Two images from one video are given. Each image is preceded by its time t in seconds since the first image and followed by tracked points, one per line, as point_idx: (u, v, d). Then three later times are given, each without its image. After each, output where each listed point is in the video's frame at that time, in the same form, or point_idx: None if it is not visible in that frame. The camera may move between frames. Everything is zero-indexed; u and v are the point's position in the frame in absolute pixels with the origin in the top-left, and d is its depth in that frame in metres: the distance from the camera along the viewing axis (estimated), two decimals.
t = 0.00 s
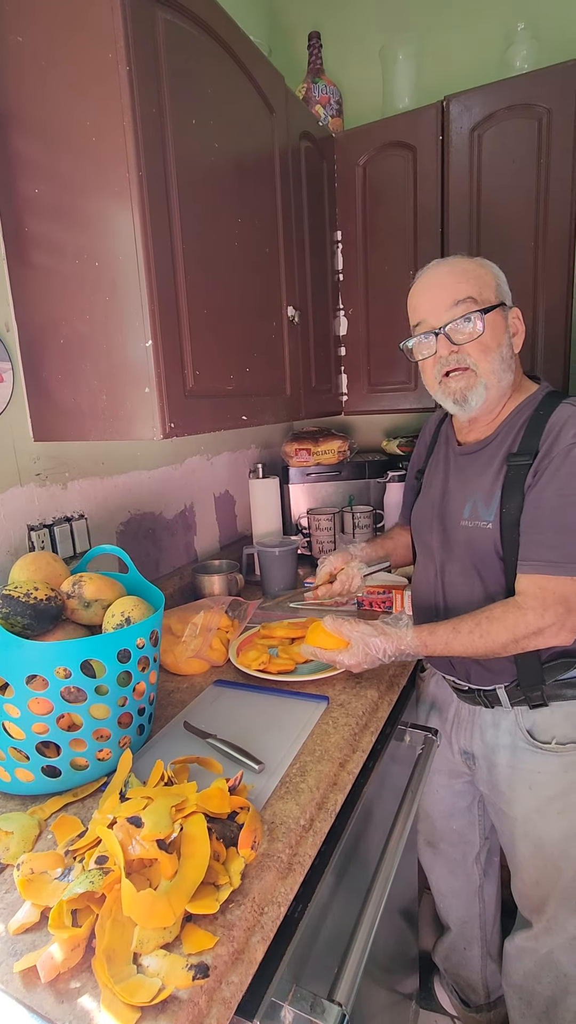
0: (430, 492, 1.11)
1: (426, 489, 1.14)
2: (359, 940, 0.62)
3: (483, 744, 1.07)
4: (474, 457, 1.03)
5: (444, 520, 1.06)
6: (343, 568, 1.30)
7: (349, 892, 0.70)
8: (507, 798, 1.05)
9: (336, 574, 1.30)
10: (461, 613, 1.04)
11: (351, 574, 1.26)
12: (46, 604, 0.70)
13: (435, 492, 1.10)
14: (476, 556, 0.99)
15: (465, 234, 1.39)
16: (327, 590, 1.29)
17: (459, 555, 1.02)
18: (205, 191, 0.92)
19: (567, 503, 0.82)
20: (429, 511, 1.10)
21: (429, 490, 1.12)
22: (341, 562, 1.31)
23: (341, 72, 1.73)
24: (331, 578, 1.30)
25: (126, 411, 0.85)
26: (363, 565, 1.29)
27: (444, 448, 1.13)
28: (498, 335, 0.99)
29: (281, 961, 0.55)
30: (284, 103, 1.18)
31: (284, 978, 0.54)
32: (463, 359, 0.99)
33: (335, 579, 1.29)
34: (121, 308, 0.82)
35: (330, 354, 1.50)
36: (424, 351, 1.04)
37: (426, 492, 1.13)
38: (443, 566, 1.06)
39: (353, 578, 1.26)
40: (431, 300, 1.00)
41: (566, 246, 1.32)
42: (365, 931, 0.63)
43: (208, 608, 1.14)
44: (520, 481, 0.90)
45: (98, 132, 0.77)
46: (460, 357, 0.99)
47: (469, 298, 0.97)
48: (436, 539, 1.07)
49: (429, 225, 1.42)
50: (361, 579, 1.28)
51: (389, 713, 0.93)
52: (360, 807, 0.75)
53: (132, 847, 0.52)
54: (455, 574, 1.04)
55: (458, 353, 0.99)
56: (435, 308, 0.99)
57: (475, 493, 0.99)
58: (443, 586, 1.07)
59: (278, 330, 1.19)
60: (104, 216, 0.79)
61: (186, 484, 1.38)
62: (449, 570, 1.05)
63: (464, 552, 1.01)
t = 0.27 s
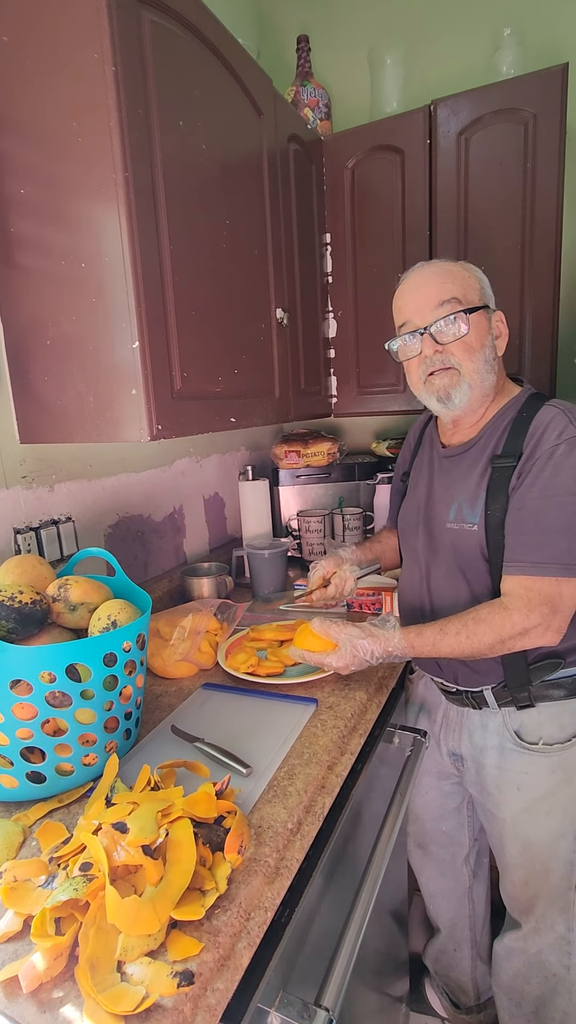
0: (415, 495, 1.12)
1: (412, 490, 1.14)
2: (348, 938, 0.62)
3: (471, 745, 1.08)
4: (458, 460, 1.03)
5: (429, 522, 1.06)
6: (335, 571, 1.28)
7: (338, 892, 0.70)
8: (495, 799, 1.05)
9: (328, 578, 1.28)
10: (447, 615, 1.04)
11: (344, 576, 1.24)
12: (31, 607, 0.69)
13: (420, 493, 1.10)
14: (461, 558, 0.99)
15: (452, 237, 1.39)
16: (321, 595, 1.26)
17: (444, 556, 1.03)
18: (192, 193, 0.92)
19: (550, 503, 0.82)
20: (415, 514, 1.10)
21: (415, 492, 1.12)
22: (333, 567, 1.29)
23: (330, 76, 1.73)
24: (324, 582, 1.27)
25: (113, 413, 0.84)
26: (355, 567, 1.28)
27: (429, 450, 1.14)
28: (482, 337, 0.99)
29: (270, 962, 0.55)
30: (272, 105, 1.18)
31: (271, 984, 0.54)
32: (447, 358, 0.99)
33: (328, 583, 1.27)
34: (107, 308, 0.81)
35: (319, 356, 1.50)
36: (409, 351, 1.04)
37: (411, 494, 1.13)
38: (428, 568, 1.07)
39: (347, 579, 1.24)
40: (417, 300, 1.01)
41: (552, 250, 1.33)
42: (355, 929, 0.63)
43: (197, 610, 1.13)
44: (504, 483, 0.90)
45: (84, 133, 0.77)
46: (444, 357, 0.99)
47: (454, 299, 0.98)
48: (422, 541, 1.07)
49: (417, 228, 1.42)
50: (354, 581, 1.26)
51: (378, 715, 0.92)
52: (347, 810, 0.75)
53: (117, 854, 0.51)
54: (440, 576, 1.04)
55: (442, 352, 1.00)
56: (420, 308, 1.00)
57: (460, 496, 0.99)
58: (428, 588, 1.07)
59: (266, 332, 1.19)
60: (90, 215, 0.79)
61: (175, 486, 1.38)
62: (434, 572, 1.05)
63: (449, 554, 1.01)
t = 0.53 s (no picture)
0: (401, 497, 1.12)
1: (397, 494, 1.14)
2: (336, 941, 0.63)
3: (459, 748, 1.08)
4: (443, 464, 1.03)
5: (415, 523, 1.07)
6: (321, 574, 1.33)
7: (327, 895, 0.70)
8: (482, 802, 1.06)
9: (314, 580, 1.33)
10: (430, 618, 1.05)
11: (330, 581, 1.28)
12: (16, 613, 0.69)
13: (406, 496, 1.10)
14: (446, 561, 1.00)
15: (440, 243, 1.41)
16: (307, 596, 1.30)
17: (428, 559, 1.03)
18: (180, 199, 0.92)
19: (533, 506, 0.83)
20: (400, 515, 1.11)
21: (400, 494, 1.13)
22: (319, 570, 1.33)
23: (319, 82, 1.74)
24: (310, 584, 1.32)
25: (101, 418, 0.84)
26: (340, 570, 1.33)
27: (415, 453, 1.14)
28: (468, 343, 1.00)
29: (257, 970, 0.55)
30: (261, 112, 1.19)
31: (257, 992, 0.54)
32: (434, 363, 1.00)
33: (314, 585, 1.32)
34: (95, 313, 0.81)
35: (309, 360, 1.50)
36: (396, 356, 1.05)
37: (397, 496, 1.14)
38: (411, 569, 1.07)
39: (332, 583, 1.28)
40: (404, 305, 1.02)
41: (539, 257, 1.34)
42: (343, 931, 0.64)
43: (185, 615, 1.13)
44: (488, 486, 0.91)
45: (71, 139, 0.77)
46: (431, 361, 1.00)
47: (441, 304, 0.99)
48: (407, 544, 1.07)
49: (406, 234, 1.43)
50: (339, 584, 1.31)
51: (367, 719, 0.93)
52: (335, 816, 0.75)
53: (102, 862, 0.51)
54: (424, 578, 1.05)
55: (429, 357, 1.00)
56: (407, 312, 1.01)
57: (445, 499, 1.00)
58: (412, 591, 1.08)
59: (256, 338, 1.19)
60: (77, 220, 0.79)
61: (165, 490, 1.37)
62: (417, 573, 1.06)
63: (433, 557, 1.02)
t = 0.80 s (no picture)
0: (390, 501, 1.12)
1: (387, 497, 1.14)
2: (326, 946, 0.63)
3: (449, 752, 1.08)
4: (432, 467, 1.04)
5: (405, 526, 1.07)
6: (307, 575, 1.31)
7: (317, 900, 0.70)
8: (473, 804, 1.06)
9: (299, 581, 1.31)
10: (418, 620, 1.05)
11: (315, 581, 1.27)
12: (3, 618, 0.69)
13: (395, 500, 1.10)
14: (435, 565, 1.00)
15: (430, 248, 1.41)
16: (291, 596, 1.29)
17: (417, 562, 1.03)
18: (170, 202, 0.92)
19: (521, 509, 0.83)
20: (390, 518, 1.11)
21: (390, 498, 1.13)
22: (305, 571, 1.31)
23: (309, 87, 1.75)
24: (295, 585, 1.31)
25: (89, 422, 0.83)
26: (326, 572, 1.31)
27: (404, 456, 1.15)
28: (458, 346, 1.01)
29: (243, 983, 0.54)
30: (251, 116, 1.19)
31: (246, 1001, 0.53)
32: (423, 365, 1.01)
33: (299, 586, 1.30)
34: (83, 315, 0.80)
35: (299, 364, 1.50)
36: (386, 358, 1.05)
37: (386, 499, 1.14)
38: (400, 571, 1.07)
39: (317, 585, 1.27)
40: (394, 308, 1.02)
41: (527, 262, 1.35)
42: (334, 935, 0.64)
43: (175, 619, 1.12)
44: (477, 488, 0.91)
45: (60, 141, 0.77)
46: (420, 364, 1.01)
47: (430, 308, 1.00)
48: (396, 547, 1.08)
49: (396, 238, 1.44)
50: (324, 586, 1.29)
51: (357, 723, 0.92)
52: (325, 820, 0.74)
53: (89, 870, 0.50)
54: (412, 581, 1.05)
55: (418, 359, 1.01)
56: (397, 315, 1.01)
57: (435, 502, 1.00)
58: (400, 593, 1.08)
59: (246, 341, 1.19)
60: (65, 222, 0.78)
61: (154, 494, 1.37)
62: (406, 576, 1.06)
63: (422, 560, 1.02)
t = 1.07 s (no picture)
0: (381, 505, 1.12)
1: (378, 502, 1.14)
2: (317, 956, 0.62)
3: (441, 757, 1.08)
4: (423, 471, 1.04)
5: (397, 530, 1.07)
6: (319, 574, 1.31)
7: (308, 907, 0.70)
8: (465, 808, 1.05)
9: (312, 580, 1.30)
10: (410, 625, 1.05)
11: (331, 579, 1.27)
12: None
13: (386, 505, 1.10)
14: (427, 570, 1.00)
15: (420, 253, 1.42)
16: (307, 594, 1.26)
17: (409, 567, 1.03)
18: (160, 206, 0.92)
19: (511, 514, 0.84)
20: (381, 523, 1.10)
21: (381, 503, 1.13)
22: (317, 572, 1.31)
23: (300, 92, 1.76)
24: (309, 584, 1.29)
25: (78, 426, 0.83)
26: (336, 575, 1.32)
27: (395, 460, 1.15)
28: (446, 352, 1.01)
29: (230, 998, 0.53)
30: (241, 121, 1.19)
31: (234, 1013, 0.52)
32: (412, 372, 1.01)
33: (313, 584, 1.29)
34: (71, 319, 0.80)
35: (290, 368, 1.50)
36: (376, 364, 1.05)
37: (378, 504, 1.14)
38: (392, 576, 1.07)
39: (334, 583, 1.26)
40: (383, 314, 1.02)
41: (516, 268, 1.36)
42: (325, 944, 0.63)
43: (165, 624, 1.11)
44: (469, 493, 0.91)
45: (48, 144, 0.76)
46: (409, 371, 1.01)
47: (418, 314, 1.00)
48: (388, 551, 1.07)
49: (386, 243, 1.44)
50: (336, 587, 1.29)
51: (348, 729, 0.92)
52: (316, 827, 0.73)
53: (75, 881, 0.50)
54: (404, 586, 1.05)
55: (407, 366, 1.01)
56: (386, 322, 1.01)
57: (426, 507, 1.00)
58: (392, 598, 1.08)
59: (237, 345, 1.19)
60: (53, 225, 0.78)
61: (145, 498, 1.36)
62: (398, 580, 1.06)
63: (414, 565, 1.02)
